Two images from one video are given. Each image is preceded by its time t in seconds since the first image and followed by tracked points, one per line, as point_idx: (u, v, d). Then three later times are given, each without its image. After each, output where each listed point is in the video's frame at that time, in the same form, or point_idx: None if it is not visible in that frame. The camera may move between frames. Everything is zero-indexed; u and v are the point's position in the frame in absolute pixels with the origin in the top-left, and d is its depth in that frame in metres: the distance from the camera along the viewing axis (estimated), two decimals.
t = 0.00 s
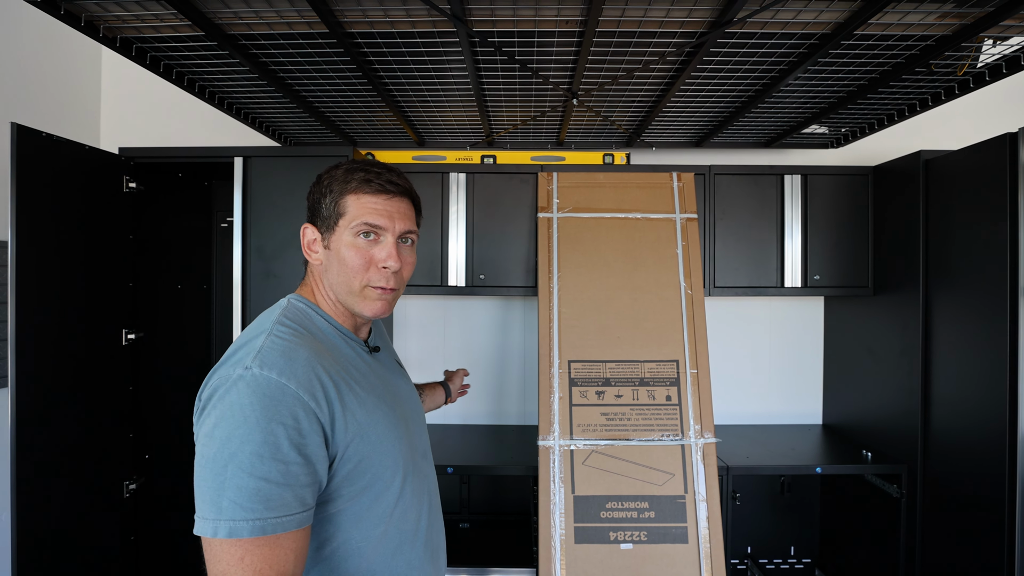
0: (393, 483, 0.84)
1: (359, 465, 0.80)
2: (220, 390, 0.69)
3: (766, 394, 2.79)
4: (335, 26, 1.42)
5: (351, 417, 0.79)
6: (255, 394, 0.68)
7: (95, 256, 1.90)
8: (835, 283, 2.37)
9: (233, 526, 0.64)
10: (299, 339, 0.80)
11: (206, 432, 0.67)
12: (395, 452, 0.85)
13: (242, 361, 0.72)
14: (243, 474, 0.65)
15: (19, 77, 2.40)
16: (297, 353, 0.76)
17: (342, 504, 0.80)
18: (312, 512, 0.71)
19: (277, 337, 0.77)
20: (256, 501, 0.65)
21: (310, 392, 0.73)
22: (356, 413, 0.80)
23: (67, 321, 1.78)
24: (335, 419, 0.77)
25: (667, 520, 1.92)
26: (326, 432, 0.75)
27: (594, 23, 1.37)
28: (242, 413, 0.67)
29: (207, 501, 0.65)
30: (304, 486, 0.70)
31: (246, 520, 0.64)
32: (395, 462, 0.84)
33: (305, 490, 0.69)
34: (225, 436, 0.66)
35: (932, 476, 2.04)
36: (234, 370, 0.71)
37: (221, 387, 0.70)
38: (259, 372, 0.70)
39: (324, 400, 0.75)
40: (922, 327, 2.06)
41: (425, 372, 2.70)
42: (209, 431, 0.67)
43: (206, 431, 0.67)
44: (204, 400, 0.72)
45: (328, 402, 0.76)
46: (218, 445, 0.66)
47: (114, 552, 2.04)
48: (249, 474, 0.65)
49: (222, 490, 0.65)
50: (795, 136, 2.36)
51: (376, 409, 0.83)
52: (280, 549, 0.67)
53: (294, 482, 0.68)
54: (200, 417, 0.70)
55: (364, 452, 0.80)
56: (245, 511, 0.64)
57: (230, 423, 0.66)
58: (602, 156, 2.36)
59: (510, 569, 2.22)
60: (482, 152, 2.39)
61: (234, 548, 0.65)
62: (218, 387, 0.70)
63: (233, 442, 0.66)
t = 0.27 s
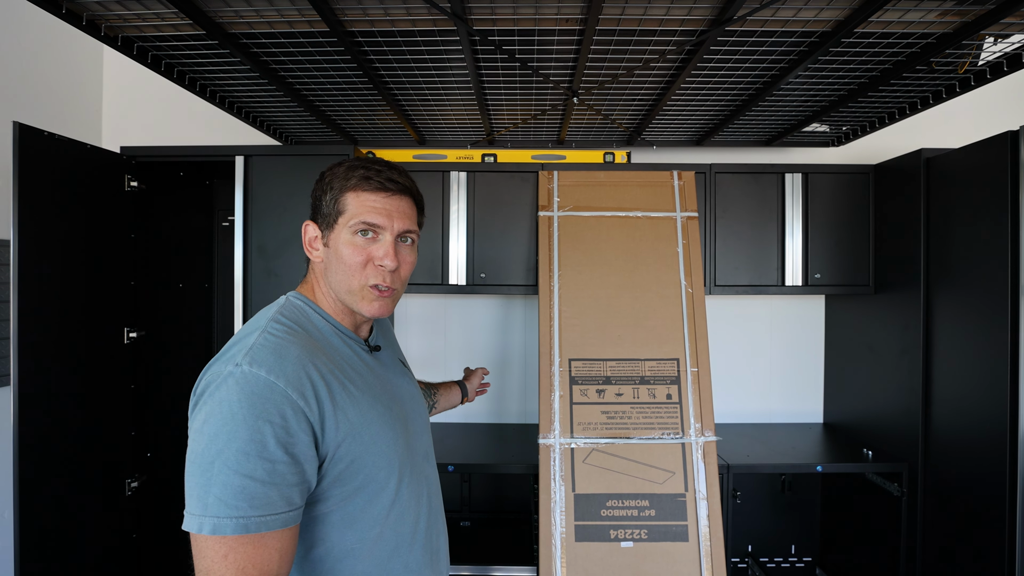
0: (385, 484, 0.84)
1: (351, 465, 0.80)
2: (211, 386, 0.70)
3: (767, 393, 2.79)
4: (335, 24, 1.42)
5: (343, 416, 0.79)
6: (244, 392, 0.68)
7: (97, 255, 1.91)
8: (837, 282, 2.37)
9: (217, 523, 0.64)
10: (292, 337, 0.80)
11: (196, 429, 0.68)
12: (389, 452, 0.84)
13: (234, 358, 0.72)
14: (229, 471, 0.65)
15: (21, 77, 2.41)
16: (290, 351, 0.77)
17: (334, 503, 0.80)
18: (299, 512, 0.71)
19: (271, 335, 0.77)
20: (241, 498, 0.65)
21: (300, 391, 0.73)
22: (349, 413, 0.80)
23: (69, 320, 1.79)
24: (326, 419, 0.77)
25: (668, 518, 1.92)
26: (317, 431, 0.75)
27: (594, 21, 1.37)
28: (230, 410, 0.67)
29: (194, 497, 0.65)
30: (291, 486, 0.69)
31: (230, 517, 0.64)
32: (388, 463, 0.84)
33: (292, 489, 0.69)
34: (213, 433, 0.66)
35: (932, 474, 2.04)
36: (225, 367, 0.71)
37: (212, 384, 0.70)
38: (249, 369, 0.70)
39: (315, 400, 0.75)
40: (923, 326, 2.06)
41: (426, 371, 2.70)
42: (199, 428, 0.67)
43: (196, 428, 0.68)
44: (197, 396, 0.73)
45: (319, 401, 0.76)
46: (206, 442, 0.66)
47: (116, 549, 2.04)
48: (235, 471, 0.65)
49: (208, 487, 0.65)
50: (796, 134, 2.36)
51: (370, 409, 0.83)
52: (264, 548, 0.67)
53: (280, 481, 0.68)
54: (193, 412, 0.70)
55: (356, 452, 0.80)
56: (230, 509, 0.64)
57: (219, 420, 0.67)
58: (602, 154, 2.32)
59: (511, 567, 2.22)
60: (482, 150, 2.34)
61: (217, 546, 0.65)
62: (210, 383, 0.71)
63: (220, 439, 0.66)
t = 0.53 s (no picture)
0: (381, 487, 0.84)
1: (346, 469, 0.80)
2: (203, 388, 0.70)
3: (768, 393, 2.78)
4: (334, 24, 1.42)
5: (337, 420, 0.78)
6: (236, 395, 0.68)
7: (97, 255, 1.91)
8: (838, 282, 2.37)
9: (207, 527, 0.64)
10: (287, 338, 0.80)
11: (188, 431, 0.68)
12: (385, 456, 0.84)
13: (227, 359, 0.72)
14: (219, 475, 0.65)
15: (22, 77, 2.41)
16: (284, 353, 0.77)
17: (328, 507, 0.80)
18: (291, 516, 0.71)
19: (265, 337, 0.77)
20: (231, 503, 0.65)
21: (294, 394, 0.73)
22: (344, 416, 0.79)
23: (69, 320, 1.79)
24: (320, 422, 0.76)
25: (667, 518, 1.92)
26: (311, 435, 0.75)
27: (593, 20, 1.37)
28: (222, 413, 0.67)
29: (184, 500, 0.65)
30: (283, 490, 0.69)
31: (220, 521, 0.64)
32: (384, 466, 0.84)
33: (284, 494, 0.69)
34: (204, 436, 0.66)
35: (933, 473, 2.04)
36: (218, 368, 0.71)
37: (205, 385, 0.70)
38: (242, 372, 0.70)
39: (309, 403, 0.75)
40: (924, 325, 2.06)
41: (427, 371, 2.70)
42: (190, 430, 0.67)
43: (188, 430, 0.68)
44: (191, 396, 0.73)
45: (314, 404, 0.76)
46: (197, 445, 0.66)
47: (116, 549, 2.04)
48: (226, 475, 0.65)
49: (198, 491, 0.65)
50: (796, 134, 2.36)
51: (366, 412, 0.83)
52: (253, 554, 0.67)
53: (272, 486, 0.68)
54: (185, 414, 0.70)
55: (351, 455, 0.80)
56: (220, 513, 0.64)
57: (210, 423, 0.66)
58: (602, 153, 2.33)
59: (511, 567, 2.22)
60: (482, 150, 2.34)
61: (206, 551, 0.65)
62: (202, 385, 0.71)
63: (211, 442, 0.66)
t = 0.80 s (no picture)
0: (382, 490, 0.83)
1: (348, 472, 0.79)
2: (202, 391, 0.69)
3: (769, 393, 2.78)
4: (335, 23, 1.42)
5: (339, 422, 0.78)
6: (237, 398, 0.67)
7: (97, 255, 1.91)
8: (839, 282, 2.36)
9: (209, 537, 0.63)
10: (286, 339, 0.79)
11: (187, 436, 0.66)
12: (387, 458, 0.84)
13: (226, 362, 0.71)
14: (221, 481, 0.64)
15: (23, 76, 2.41)
16: (284, 354, 0.76)
17: (330, 511, 0.79)
18: (295, 522, 0.70)
19: (264, 338, 0.76)
20: (234, 510, 0.64)
21: (295, 396, 0.73)
22: (345, 418, 0.79)
23: (69, 319, 1.79)
24: (322, 425, 0.76)
25: (668, 518, 1.91)
26: (312, 437, 0.74)
27: (595, 19, 1.36)
28: (223, 417, 0.66)
29: (184, 510, 0.64)
30: (286, 495, 0.69)
31: (223, 530, 0.63)
32: (385, 468, 0.84)
33: (287, 499, 0.68)
34: (205, 441, 0.65)
35: (935, 474, 2.03)
36: (217, 371, 0.70)
37: (204, 388, 0.69)
38: (242, 374, 0.69)
39: (311, 405, 0.74)
40: (926, 325, 2.05)
41: (427, 371, 2.70)
42: (190, 436, 0.66)
43: (187, 435, 0.66)
44: (187, 400, 0.72)
45: (315, 406, 0.75)
46: (198, 451, 0.65)
47: (116, 549, 2.04)
48: (228, 481, 0.64)
49: (199, 499, 0.64)
50: (798, 133, 2.35)
51: (367, 413, 0.83)
52: (258, 561, 0.66)
53: (275, 490, 0.67)
54: (183, 418, 0.69)
55: (353, 458, 0.79)
56: (223, 521, 0.63)
57: (211, 427, 0.65)
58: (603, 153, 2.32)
59: (512, 567, 2.22)
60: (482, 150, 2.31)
61: (210, 561, 0.64)
62: (201, 388, 0.69)
63: (212, 448, 0.65)
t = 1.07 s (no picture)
0: (386, 490, 0.83)
1: (353, 472, 0.79)
2: (204, 392, 0.67)
3: (771, 392, 2.77)
4: (335, 19, 1.41)
5: (344, 421, 0.78)
6: (242, 398, 0.66)
7: (97, 253, 1.90)
8: (841, 280, 2.35)
9: (217, 542, 0.62)
10: (288, 337, 0.78)
11: (191, 439, 0.65)
12: (390, 457, 0.83)
13: (228, 362, 0.70)
14: (228, 485, 0.63)
15: (22, 73, 2.41)
16: (287, 354, 0.75)
17: (335, 512, 0.78)
18: (302, 524, 0.69)
19: (266, 337, 0.75)
20: (243, 514, 0.63)
21: (300, 396, 0.72)
22: (350, 417, 0.79)
23: (69, 317, 1.78)
24: (327, 424, 0.75)
25: (670, 518, 1.90)
26: (318, 437, 0.74)
27: (597, 14, 1.35)
28: (228, 418, 0.65)
29: (190, 515, 0.63)
30: (293, 496, 0.68)
31: (231, 535, 0.62)
32: (390, 468, 0.83)
33: (294, 501, 0.68)
34: (210, 443, 0.64)
35: (937, 473, 2.02)
36: (219, 371, 0.69)
37: (206, 389, 0.68)
38: (247, 374, 0.68)
39: (317, 405, 0.74)
40: (929, 324, 2.04)
41: (427, 370, 2.69)
42: (193, 438, 0.65)
43: (191, 438, 0.65)
44: (187, 401, 0.71)
45: (320, 406, 0.74)
46: (203, 453, 0.64)
47: (116, 548, 2.03)
48: (233, 485, 0.63)
49: (206, 503, 0.63)
50: (799, 131, 2.34)
51: (370, 413, 0.82)
52: (269, 564, 0.66)
53: (282, 492, 0.66)
54: (184, 420, 0.68)
55: (358, 458, 0.79)
56: (231, 526, 0.62)
57: (216, 429, 0.64)
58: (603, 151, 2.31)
59: (513, 566, 2.21)
60: (483, 149, 2.31)
61: (220, 565, 0.63)
62: (202, 389, 0.68)
63: (218, 450, 0.64)
